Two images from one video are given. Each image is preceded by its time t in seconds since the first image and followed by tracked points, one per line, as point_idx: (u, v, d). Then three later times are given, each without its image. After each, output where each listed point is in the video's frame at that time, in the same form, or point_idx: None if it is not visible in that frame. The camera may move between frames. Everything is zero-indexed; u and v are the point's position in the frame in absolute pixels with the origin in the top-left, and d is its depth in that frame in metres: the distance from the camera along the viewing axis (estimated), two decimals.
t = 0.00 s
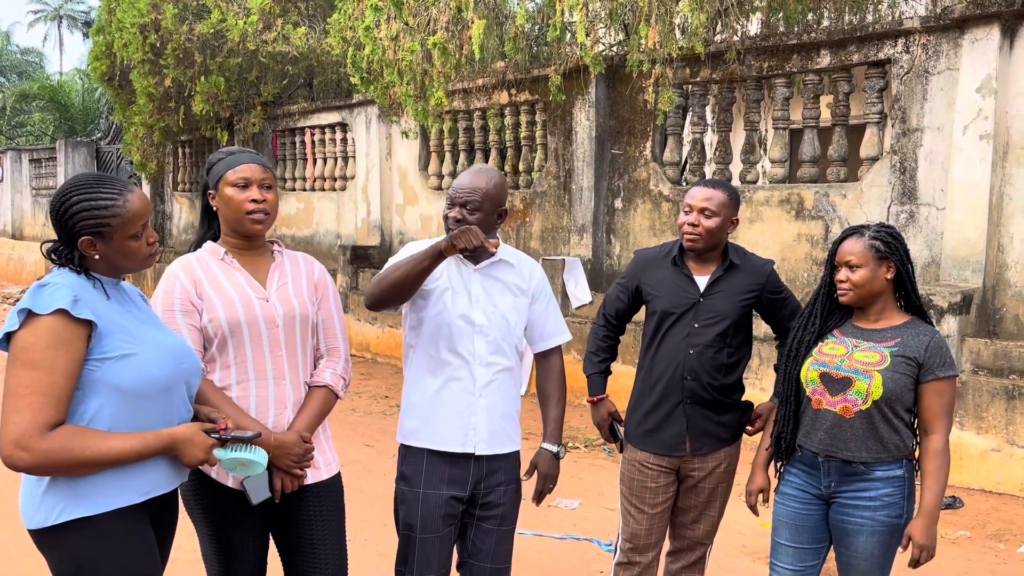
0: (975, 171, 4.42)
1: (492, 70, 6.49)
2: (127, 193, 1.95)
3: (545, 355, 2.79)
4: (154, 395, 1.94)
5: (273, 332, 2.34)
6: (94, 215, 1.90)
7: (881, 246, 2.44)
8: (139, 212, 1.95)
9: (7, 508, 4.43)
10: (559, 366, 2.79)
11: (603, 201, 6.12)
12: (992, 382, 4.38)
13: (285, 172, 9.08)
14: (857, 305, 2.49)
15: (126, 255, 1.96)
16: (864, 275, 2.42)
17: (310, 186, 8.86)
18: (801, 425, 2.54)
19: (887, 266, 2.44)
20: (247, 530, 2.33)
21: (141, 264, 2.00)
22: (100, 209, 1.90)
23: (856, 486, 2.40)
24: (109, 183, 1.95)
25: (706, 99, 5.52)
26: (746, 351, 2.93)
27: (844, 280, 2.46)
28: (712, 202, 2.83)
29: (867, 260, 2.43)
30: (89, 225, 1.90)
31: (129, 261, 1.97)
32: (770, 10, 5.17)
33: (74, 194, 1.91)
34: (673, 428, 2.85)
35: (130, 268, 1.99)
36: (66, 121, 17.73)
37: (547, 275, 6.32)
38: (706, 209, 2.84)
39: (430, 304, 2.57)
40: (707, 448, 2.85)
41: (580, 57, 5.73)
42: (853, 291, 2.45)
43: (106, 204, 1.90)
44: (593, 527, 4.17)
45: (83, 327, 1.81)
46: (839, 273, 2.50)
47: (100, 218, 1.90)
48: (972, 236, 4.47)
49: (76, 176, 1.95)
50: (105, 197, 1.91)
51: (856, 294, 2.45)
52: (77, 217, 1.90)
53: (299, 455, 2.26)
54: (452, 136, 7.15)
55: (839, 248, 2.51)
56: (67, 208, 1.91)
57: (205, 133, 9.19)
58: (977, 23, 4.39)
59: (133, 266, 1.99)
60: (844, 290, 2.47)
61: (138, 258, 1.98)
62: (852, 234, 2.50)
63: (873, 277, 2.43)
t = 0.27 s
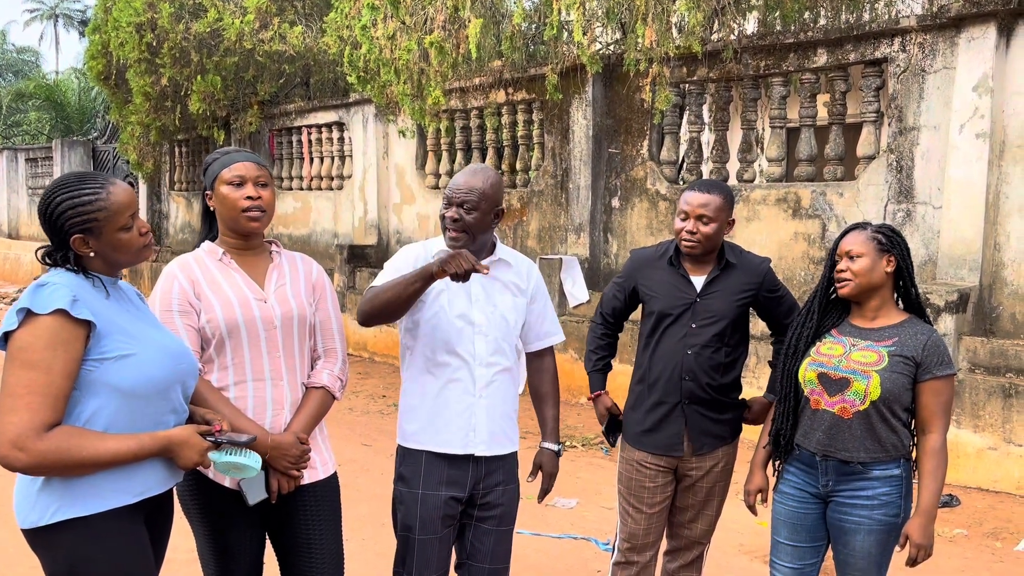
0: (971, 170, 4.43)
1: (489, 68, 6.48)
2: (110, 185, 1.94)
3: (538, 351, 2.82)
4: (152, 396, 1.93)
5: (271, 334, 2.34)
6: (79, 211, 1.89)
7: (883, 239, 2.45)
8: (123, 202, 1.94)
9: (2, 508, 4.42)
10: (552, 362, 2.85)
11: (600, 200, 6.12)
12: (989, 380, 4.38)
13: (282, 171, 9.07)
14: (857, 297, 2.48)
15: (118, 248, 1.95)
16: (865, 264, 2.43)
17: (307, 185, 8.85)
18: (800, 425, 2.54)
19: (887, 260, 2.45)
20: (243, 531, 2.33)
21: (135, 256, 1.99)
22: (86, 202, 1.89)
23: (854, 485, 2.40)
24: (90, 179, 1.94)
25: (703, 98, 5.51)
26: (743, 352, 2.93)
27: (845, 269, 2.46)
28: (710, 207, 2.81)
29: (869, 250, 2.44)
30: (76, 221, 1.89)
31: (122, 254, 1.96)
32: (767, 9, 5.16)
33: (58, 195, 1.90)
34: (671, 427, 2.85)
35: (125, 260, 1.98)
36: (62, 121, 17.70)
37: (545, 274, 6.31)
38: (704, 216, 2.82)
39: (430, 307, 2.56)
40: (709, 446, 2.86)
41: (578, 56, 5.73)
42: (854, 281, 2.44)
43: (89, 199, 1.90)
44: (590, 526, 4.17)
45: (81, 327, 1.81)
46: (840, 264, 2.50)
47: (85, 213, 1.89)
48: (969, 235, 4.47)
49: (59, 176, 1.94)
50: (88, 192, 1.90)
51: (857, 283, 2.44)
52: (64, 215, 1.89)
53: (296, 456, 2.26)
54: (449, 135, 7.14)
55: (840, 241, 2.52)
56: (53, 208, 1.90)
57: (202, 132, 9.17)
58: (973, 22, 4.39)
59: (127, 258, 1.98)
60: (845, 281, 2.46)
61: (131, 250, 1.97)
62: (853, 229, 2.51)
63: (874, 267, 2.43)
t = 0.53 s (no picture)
0: (968, 168, 4.43)
1: (485, 67, 6.47)
2: (106, 187, 1.93)
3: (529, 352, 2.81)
4: (144, 395, 1.93)
5: (267, 332, 2.33)
6: (72, 210, 1.88)
7: (884, 240, 2.44)
8: (119, 207, 1.94)
9: None
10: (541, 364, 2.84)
11: (597, 198, 6.12)
12: (985, 377, 4.39)
13: (279, 170, 9.06)
14: (857, 299, 2.48)
15: (108, 250, 1.94)
16: (865, 267, 2.42)
17: (304, 184, 8.84)
18: (799, 423, 2.55)
19: (888, 260, 2.44)
20: (240, 530, 2.32)
21: (125, 259, 1.98)
22: (79, 203, 1.89)
23: (854, 483, 2.40)
24: (90, 180, 1.94)
25: (700, 96, 5.51)
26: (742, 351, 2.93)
27: (845, 271, 2.46)
28: (708, 209, 2.79)
29: (869, 251, 2.43)
30: (69, 221, 1.89)
31: (112, 256, 1.96)
32: (763, 7, 5.17)
33: (54, 192, 1.90)
34: (668, 424, 2.85)
35: (115, 263, 1.98)
36: (58, 120, 17.67)
37: (542, 272, 6.31)
38: (704, 217, 2.79)
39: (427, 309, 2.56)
40: (711, 443, 2.85)
41: (574, 54, 5.73)
42: (853, 283, 2.44)
43: (84, 200, 1.89)
44: (588, 524, 4.17)
45: (69, 327, 1.80)
46: (840, 265, 2.50)
47: (78, 213, 1.89)
48: (965, 232, 4.48)
49: (56, 174, 1.94)
50: (86, 191, 1.90)
51: (856, 286, 2.44)
52: (57, 214, 1.89)
53: (293, 455, 2.26)
54: (446, 133, 7.14)
55: (840, 241, 2.51)
56: (48, 206, 1.89)
57: (198, 131, 9.16)
58: (969, 20, 4.39)
59: (117, 260, 1.97)
60: (844, 281, 2.47)
61: (121, 252, 1.96)
62: (854, 228, 2.51)
63: (874, 269, 2.42)
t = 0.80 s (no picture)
0: (965, 165, 4.43)
1: (482, 65, 6.46)
2: (101, 186, 1.93)
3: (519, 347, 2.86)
4: (137, 393, 1.92)
5: (263, 330, 2.33)
6: (67, 209, 1.88)
7: (882, 236, 2.44)
8: (112, 204, 1.93)
9: None
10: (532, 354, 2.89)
11: (595, 196, 6.12)
12: (982, 374, 4.39)
13: (276, 169, 9.05)
14: (852, 294, 2.48)
15: (104, 249, 1.94)
16: (862, 262, 2.42)
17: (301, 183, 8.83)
18: (799, 420, 2.54)
19: (885, 257, 2.44)
20: (237, 529, 2.32)
21: (122, 257, 1.98)
22: (74, 202, 1.88)
23: (856, 480, 2.40)
24: (80, 178, 1.93)
25: (697, 94, 5.51)
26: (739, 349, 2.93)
27: (841, 265, 2.46)
28: (704, 210, 2.78)
29: (867, 247, 2.43)
30: (64, 220, 1.88)
31: (108, 255, 1.95)
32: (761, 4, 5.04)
33: (47, 192, 1.89)
34: (664, 421, 2.85)
35: (111, 262, 1.97)
36: (55, 119, 17.64)
37: (539, 270, 6.31)
38: (700, 218, 2.79)
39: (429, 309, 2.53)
40: (710, 440, 2.85)
41: (571, 52, 5.73)
42: (848, 277, 2.44)
43: (79, 199, 1.89)
44: (586, 522, 4.18)
45: (62, 326, 1.80)
46: (837, 260, 2.50)
47: (74, 212, 1.88)
48: (962, 229, 4.48)
49: (49, 174, 1.94)
50: (78, 191, 1.90)
51: (852, 280, 2.44)
52: (52, 213, 1.88)
53: (288, 453, 2.25)
54: (443, 132, 7.13)
55: (839, 237, 2.52)
56: (42, 205, 1.89)
57: (195, 130, 9.14)
58: (966, 17, 4.39)
59: (112, 259, 1.96)
60: (840, 278, 2.47)
61: (118, 251, 1.96)
62: (852, 224, 2.51)
63: (872, 265, 2.42)
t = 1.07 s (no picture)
0: (961, 162, 4.43)
1: (479, 63, 6.46)
2: (98, 182, 1.93)
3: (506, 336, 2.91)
4: (134, 392, 1.92)
5: (258, 329, 2.33)
6: (66, 207, 1.88)
7: (873, 232, 2.44)
8: (111, 200, 1.94)
9: None
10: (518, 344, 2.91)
11: (592, 194, 6.12)
12: (979, 371, 4.40)
13: (273, 168, 9.04)
14: (846, 291, 2.48)
15: (102, 246, 1.94)
16: (854, 259, 2.42)
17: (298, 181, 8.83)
18: (797, 420, 2.53)
19: (877, 253, 2.44)
20: (234, 527, 2.32)
21: (121, 255, 1.98)
22: (73, 198, 1.88)
23: (855, 478, 2.41)
24: (78, 175, 1.93)
25: (694, 92, 5.51)
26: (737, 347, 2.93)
27: (834, 264, 2.46)
28: (700, 207, 2.78)
29: (859, 244, 2.43)
30: (62, 217, 1.88)
31: (106, 252, 1.95)
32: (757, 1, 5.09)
33: (45, 189, 1.89)
34: (660, 420, 2.86)
35: (110, 259, 1.97)
36: (52, 119, 17.62)
37: (537, 269, 6.31)
38: (695, 215, 2.79)
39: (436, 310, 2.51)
40: (703, 440, 2.86)
41: (569, 50, 5.73)
42: (841, 275, 2.44)
43: (77, 195, 1.89)
44: (583, 520, 4.18)
45: (60, 325, 1.79)
46: (830, 258, 2.50)
47: (72, 210, 1.88)
48: (959, 226, 4.48)
49: (49, 170, 1.93)
50: (76, 187, 1.90)
51: (844, 278, 2.44)
52: (50, 211, 1.88)
53: (284, 452, 2.24)
54: (440, 130, 7.13)
55: (830, 235, 2.51)
56: (40, 202, 1.89)
57: (192, 129, 9.14)
58: (963, 14, 4.39)
59: (110, 256, 1.96)
60: (833, 274, 2.47)
61: (116, 248, 1.96)
62: (843, 221, 2.51)
63: (865, 262, 2.42)
